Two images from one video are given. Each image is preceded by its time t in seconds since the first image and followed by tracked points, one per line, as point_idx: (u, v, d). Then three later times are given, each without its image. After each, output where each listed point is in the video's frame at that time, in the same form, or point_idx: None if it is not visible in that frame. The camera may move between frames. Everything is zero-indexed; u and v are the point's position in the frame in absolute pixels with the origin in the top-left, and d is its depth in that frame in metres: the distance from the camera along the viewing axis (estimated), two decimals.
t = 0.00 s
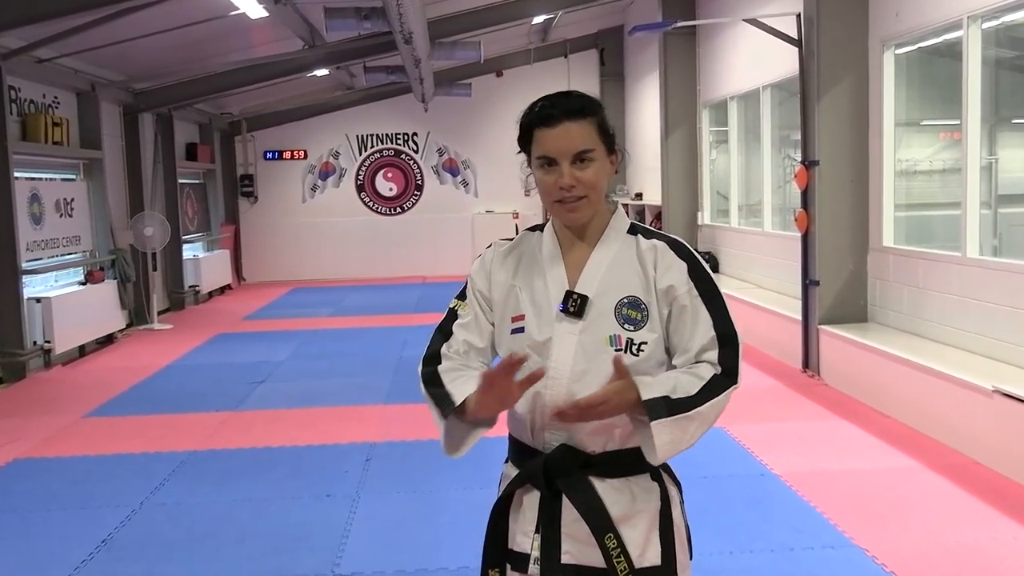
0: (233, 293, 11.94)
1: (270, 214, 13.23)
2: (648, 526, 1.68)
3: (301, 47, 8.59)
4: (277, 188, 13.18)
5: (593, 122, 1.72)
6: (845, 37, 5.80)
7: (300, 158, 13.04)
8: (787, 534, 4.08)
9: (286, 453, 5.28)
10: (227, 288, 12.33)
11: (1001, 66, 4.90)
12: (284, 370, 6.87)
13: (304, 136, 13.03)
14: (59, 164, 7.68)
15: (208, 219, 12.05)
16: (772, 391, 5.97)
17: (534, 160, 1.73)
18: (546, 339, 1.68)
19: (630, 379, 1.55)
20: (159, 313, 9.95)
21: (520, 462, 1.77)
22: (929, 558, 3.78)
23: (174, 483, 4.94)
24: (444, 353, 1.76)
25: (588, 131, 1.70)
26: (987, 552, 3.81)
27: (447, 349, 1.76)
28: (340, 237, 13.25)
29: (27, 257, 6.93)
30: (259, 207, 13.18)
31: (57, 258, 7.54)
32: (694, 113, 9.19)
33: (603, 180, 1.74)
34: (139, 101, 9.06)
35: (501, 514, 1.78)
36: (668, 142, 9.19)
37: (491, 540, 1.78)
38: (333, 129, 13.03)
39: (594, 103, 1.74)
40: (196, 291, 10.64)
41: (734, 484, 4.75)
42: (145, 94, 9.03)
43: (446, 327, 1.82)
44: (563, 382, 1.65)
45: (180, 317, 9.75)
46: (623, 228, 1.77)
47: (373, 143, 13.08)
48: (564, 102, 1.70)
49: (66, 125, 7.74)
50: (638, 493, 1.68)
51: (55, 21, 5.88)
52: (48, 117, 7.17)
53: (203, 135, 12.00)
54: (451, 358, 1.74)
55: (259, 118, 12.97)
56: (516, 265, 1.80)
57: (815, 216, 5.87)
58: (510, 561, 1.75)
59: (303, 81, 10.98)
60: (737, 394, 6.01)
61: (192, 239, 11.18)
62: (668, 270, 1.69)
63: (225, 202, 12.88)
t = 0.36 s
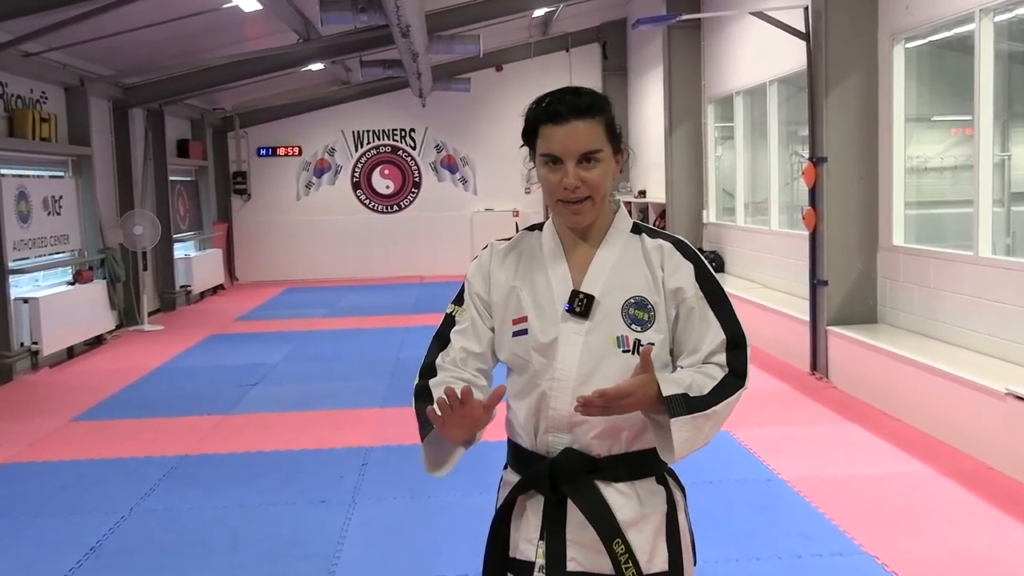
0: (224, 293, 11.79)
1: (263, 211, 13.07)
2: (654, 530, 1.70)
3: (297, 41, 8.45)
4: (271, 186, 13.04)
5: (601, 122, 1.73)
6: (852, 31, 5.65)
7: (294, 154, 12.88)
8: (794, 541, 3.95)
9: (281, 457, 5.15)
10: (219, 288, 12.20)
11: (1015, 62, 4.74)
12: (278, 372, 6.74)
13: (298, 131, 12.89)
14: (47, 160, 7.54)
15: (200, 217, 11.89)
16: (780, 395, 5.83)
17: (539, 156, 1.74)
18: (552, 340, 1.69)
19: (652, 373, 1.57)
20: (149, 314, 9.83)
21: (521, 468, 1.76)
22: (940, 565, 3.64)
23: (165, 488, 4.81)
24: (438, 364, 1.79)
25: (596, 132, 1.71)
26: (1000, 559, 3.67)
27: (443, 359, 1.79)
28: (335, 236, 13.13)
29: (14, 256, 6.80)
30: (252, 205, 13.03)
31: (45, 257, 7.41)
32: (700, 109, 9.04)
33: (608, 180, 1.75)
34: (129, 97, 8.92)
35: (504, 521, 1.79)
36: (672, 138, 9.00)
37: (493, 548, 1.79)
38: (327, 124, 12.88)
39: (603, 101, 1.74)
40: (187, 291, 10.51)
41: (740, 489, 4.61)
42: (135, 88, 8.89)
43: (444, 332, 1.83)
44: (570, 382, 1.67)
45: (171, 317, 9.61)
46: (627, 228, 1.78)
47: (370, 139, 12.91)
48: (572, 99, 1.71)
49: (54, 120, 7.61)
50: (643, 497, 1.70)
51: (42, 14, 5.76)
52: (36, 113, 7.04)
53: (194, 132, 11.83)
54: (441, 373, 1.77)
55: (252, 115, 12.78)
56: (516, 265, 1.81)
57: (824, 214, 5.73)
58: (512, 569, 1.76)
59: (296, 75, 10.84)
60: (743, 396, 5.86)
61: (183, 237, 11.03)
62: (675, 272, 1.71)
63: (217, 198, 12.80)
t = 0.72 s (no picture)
0: (205, 294, 11.43)
1: (247, 207, 12.59)
2: (664, 550, 1.57)
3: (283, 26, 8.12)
4: (256, 174, 12.48)
5: (608, 105, 1.56)
6: (874, 14, 5.30)
7: (279, 146, 12.36)
8: (812, 558, 3.61)
9: (266, 469, 4.81)
10: (199, 288, 11.81)
11: None
12: (263, 378, 6.41)
13: (280, 122, 12.38)
14: (15, 152, 7.22)
15: (179, 212, 11.48)
16: (797, 402, 5.48)
17: (539, 142, 1.58)
18: (553, 343, 1.53)
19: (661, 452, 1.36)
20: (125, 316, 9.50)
21: (521, 480, 1.60)
22: None
23: (142, 502, 4.48)
24: (439, 377, 1.61)
25: (602, 116, 1.54)
26: None
27: (445, 372, 1.62)
28: (324, 234, 12.64)
29: None
30: (234, 199, 12.53)
31: (14, 256, 7.08)
32: (713, 98, 8.69)
33: (615, 170, 1.58)
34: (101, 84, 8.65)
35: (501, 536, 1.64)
36: (683, 129, 8.69)
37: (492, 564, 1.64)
38: (313, 114, 12.36)
39: (611, 84, 1.57)
40: (166, 291, 10.21)
41: (757, 503, 4.26)
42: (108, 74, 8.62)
43: (443, 337, 1.65)
44: (572, 391, 1.51)
45: (147, 320, 9.22)
46: (636, 222, 1.61)
47: (359, 129, 12.40)
48: (575, 80, 1.54)
49: (23, 109, 7.30)
50: (652, 510, 1.55)
51: None
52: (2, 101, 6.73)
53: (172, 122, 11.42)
54: (438, 394, 1.59)
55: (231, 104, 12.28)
56: (517, 261, 1.64)
57: (845, 209, 5.38)
58: None
59: (279, 62, 10.52)
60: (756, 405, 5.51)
61: (160, 234, 10.59)
62: (685, 268, 1.53)
63: (197, 198, 12.37)
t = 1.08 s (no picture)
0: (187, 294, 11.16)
1: (231, 202, 12.25)
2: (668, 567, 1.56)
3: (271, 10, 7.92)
4: (240, 167, 12.19)
5: (607, 87, 1.67)
6: None
7: (265, 137, 12.05)
8: None
9: (252, 480, 4.54)
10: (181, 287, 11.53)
11: None
12: (248, 383, 6.16)
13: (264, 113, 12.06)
14: None
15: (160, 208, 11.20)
16: (810, 409, 5.21)
17: (538, 119, 1.70)
18: (548, 349, 1.57)
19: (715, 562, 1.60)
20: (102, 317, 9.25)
21: (523, 495, 1.65)
22: None
23: (120, 514, 4.21)
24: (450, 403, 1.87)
25: (601, 92, 1.66)
26: None
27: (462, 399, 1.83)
28: (315, 231, 12.29)
29: None
30: (217, 192, 12.19)
31: None
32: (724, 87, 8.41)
33: (611, 152, 1.67)
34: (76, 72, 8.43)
35: (503, 548, 1.70)
36: (693, 119, 8.37)
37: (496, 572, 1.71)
38: (302, 105, 12.05)
39: (613, 71, 1.70)
40: (145, 291, 9.89)
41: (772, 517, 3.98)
42: (83, 62, 8.39)
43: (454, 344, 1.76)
44: (570, 400, 1.54)
45: (124, 323, 8.97)
46: (638, 218, 1.65)
47: (350, 120, 12.10)
48: (580, 57, 1.68)
49: None
50: (657, 528, 1.56)
51: None
52: None
53: (152, 112, 11.14)
54: (450, 427, 1.86)
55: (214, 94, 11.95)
56: (512, 263, 1.71)
57: (864, 204, 5.12)
58: None
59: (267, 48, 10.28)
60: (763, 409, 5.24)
61: (138, 231, 10.29)
62: (692, 274, 1.57)
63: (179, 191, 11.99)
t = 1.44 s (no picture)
0: (173, 294, 11.01)
1: (219, 199, 12.04)
2: None
3: None
4: (229, 162, 11.97)
5: (610, 77, 1.53)
6: None
7: (254, 130, 11.86)
8: None
9: (240, 490, 4.34)
10: (166, 288, 11.36)
11: None
12: (236, 389, 5.96)
13: (252, 105, 11.84)
14: None
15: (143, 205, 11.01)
16: (826, 416, 5.01)
17: (535, 112, 1.55)
18: (547, 350, 1.45)
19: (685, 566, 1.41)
20: (82, 319, 9.08)
21: (522, 504, 1.52)
22: None
23: (102, 525, 4.01)
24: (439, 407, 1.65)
25: (602, 82, 1.51)
26: None
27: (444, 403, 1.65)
28: (307, 229, 12.09)
29: None
30: (204, 189, 11.98)
31: None
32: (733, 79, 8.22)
33: (615, 147, 1.53)
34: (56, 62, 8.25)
35: (500, 564, 1.55)
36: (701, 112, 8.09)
37: None
38: (293, 97, 11.85)
39: (614, 58, 1.55)
40: (128, 292, 9.74)
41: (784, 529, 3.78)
42: (63, 53, 8.21)
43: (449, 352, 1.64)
44: (573, 404, 1.42)
45: (106, 325, 8.79)
46: (642, 216, 1.53)
47: (343, 113, 11.90)
48: (580, 46, 1.53)
49: None
50: (664, 537, 1.43)
51: None
52: None
53: (135, 105, 10.96)
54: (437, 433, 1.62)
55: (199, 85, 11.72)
56: (511, 260, 1.58)
57: (880, 201, 4.91)
58: None
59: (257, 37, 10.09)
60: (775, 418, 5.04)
61: (121, 229, 10.14)
62: (696, 270, 1.44)
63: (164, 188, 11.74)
